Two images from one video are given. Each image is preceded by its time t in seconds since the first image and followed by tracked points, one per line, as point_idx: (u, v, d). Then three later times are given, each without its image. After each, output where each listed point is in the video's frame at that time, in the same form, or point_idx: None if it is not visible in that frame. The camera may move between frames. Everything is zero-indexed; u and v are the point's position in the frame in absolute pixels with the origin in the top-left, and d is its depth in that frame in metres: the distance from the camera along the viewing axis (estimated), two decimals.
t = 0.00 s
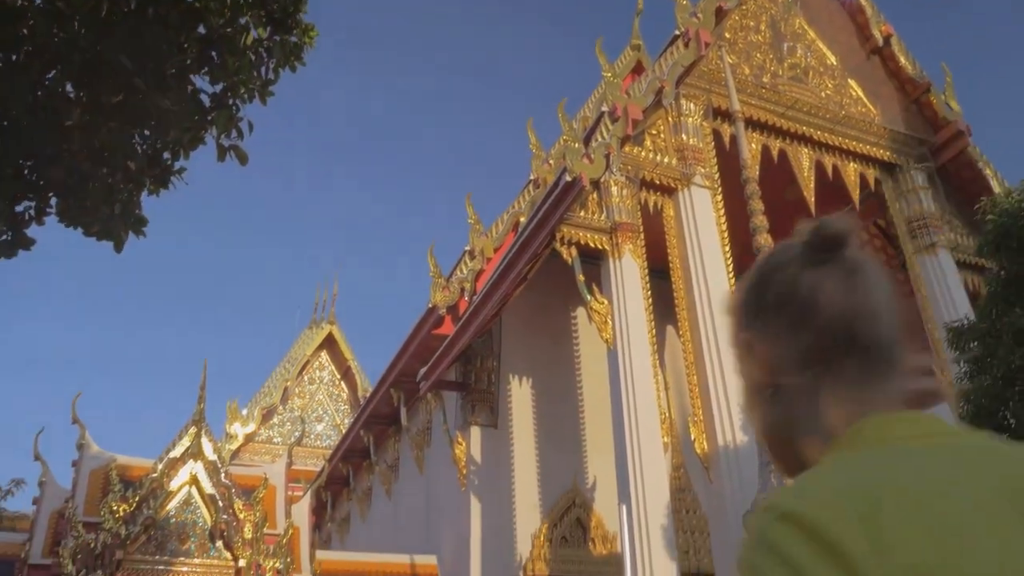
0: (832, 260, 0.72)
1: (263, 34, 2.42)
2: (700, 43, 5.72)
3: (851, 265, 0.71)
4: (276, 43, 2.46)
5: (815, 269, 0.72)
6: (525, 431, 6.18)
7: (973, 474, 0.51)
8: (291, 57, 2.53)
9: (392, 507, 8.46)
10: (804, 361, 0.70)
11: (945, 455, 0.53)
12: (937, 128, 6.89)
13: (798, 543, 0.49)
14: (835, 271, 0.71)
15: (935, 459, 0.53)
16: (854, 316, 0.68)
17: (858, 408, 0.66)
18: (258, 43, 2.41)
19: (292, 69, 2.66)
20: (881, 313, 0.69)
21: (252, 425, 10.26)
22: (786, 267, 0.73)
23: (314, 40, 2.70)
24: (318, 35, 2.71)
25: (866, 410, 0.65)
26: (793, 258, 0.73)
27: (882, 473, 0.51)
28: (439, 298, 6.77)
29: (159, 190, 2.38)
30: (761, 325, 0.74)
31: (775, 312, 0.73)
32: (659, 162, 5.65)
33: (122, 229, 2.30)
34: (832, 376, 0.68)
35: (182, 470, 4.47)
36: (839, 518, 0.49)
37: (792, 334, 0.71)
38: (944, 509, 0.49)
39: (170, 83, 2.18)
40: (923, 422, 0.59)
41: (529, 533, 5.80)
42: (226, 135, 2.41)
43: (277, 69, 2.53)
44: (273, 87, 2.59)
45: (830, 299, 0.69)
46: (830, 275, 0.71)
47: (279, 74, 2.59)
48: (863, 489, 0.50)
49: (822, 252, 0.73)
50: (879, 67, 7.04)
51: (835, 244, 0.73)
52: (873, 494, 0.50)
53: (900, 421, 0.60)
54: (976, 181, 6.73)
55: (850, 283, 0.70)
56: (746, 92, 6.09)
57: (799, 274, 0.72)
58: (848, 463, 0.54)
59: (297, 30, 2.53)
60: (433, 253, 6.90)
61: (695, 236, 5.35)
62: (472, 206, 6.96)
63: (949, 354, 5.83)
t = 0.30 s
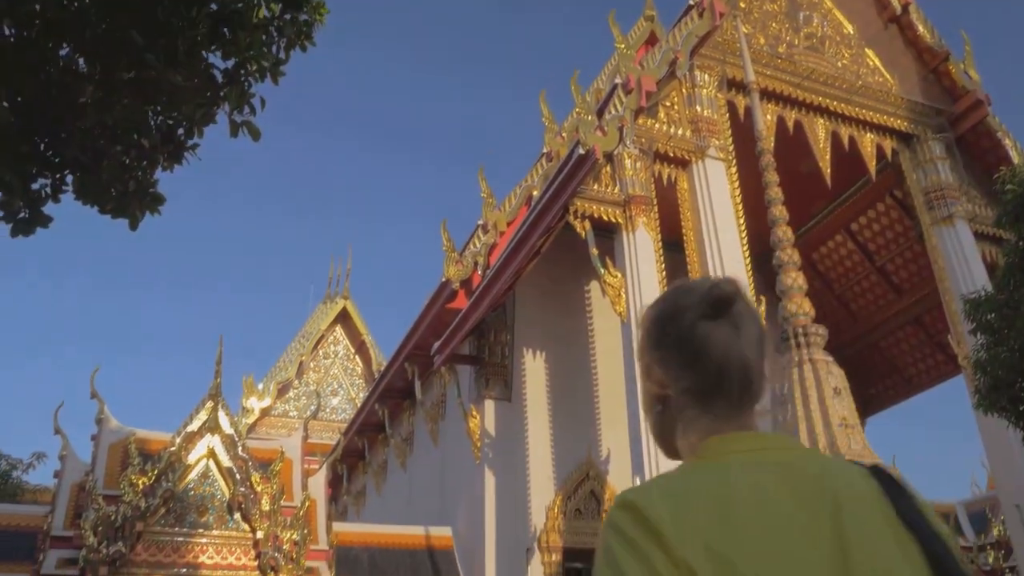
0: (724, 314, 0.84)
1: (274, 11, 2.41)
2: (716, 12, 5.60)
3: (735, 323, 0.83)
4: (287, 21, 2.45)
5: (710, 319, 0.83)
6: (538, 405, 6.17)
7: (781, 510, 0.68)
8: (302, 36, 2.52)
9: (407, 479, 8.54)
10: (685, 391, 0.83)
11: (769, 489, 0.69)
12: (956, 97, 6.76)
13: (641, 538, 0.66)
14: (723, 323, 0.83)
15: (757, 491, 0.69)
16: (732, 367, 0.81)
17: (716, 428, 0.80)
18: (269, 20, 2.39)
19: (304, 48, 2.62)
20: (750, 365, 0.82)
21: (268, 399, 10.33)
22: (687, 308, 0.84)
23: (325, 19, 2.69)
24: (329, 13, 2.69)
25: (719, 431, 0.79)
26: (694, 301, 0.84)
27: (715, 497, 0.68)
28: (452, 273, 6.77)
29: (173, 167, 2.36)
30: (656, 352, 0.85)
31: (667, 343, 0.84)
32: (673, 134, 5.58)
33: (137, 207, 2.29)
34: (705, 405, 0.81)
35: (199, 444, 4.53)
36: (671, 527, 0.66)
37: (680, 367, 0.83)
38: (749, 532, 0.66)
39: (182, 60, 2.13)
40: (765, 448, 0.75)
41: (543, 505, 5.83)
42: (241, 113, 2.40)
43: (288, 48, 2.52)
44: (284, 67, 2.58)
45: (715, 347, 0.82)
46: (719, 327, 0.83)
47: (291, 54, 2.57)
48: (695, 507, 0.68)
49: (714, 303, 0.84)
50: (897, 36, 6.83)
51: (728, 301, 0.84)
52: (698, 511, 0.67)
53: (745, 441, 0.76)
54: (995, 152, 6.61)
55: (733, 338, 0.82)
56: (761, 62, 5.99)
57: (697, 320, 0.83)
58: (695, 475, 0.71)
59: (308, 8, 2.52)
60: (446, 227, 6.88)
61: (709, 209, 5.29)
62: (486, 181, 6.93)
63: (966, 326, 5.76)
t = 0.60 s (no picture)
0: (670, 373, 0.95)
1: None
2: None
3: (679, 379, 0.94)
4: None
5: (656, 377, 0.94)
6: (552, 374, 6.18)
7: (712, 550, 0.80)
8: (313, 7, 2.49)
9: (422, 448, 8.62)
10: (632, 438, 0.94)
11: (705, 528, 0.81)
12: (977, 61, 6.61)
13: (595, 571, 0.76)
14: (669, 380, 0.94)
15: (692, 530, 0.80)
16: (672, 419, 0.93)
17: (659, 471, 0.90)
18: None
19: (316, 19, 2.61)
20: (690, 418, 0.94)
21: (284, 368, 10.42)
22: (638, 366, 0.95)
23: None
24: None
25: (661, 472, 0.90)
26: (642, 361, 0.95)
27: (661, 537, 0.79)
28: (466, 242, 6.76)
29: (187, 135, 2.37)
30: (610, 404, 0.96)
31: (620, 396, 0.95)
32: (688, 101, 5.50)
33: (152, 177, 2.29)
34: (649, 450, 0.92)
35: (217, 413, 4.60)
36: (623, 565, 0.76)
37: (630, 417, 0.94)
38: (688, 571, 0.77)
39: (195, 29, 2.15)
40: (704, 487, 0.86)
41: (558, 474, 5.81)
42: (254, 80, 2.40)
43: (300, 19, 2.50)
44: (296, 38, 2.56)
45: (659, 402, 0.93)
46: (664, 384, 0.94)
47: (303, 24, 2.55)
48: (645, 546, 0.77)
49: (662, 361, 0.95)
50: None
51: (674, 360, 0.96)
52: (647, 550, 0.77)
53: (683, 481, 0.87)
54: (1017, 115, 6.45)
55: (675, 395, 0.93)
56: (778, 27, 5.86)
57: (646, 377, 0.94)
58: (644, 510, 0.81)
59: None
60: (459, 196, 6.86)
61: (724, 176, 5.24)
62: (499, 149, 6.88)
63: (983, 293, 5.70)
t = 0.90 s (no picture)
0: (619, 372, 1.05)
1: None
2: None
3: (627, 378, 1.05)
4: None
5: (607, 376, 1.05)
6: (567, 340, 6.18)
7: (655, 530, 0.92)
8: None
9: (437, 414, 8.70)
10: (588, 430, 1.05)
11: (643, 509, 0.93)
12: (1000, 21, 6.41)
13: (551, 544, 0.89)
14: (618, 379, 1.05)
15: (638, 513, 0.92)
16: (620, 413, 1.03)
17: (610, 459, 1.01)
18: None
19: None
20: (637, 413, 1.04)
21: (300, 336, 10.51)
22: (592, 368, 1.06)
23: None
24: None
25: (614, 459, 1.01)
26: (596, 362, 1.06)
27: (612, 519, 0.90)
28: (480, 209, 6.73)
29: (201, 103, 2.35)
30: (567, 401, 1.07)
31: (576, 394, 1.06)
32: (703, 65, 5.39)
33: (166, 144, 2.28)
34: (601, 439, 1.03)
35: (234, 379, 4.63)
36: (578, 542, 0.88)
37: (584, 411, 1.05)
38: (634, 549, 0.89)
39: None
40: (649, 472, 0.98)
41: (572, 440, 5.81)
42: (266, 47, 2.36)
43: None
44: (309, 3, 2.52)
45: (609, 398, 1.03)
46: (614, 382, 1.04)
47: None
48: (598, 527, 0.89)
49: (613, 362, 1.06)
50: None
51: (623, 362, 1.06)
52: (599, 531, 0.89)
53: (631, 467, 0.99)
54: None
55: (623, 392, 1.04)
56: None
57: (598, 378, 1.05)
58: (597, 493, 0.93)
59: None
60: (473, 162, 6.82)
61: (739, 140, 5.18)
62: (513, 115, 6.81)
63: (1002, 258, 5.61)
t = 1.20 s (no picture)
0: (592, 380, 1.10)
1: None
2: None
3: (598, 385, 1.09)
4: None
5: (580, 384, 1.09)
6: (578, 313, 6.18)
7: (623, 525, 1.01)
8: None
9: (449, 387, 8.75)
10: (564, 433, 1.10)
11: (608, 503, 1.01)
12: None
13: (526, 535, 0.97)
14: (592, 387, 1.09)
15: (607, 508, 1.01)
16: (592, 418, 1.08)
17: (585, 458, 1.07)
18: None
19: None
20: (608, 416, 1.09)
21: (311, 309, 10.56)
22: (566, 376, 1.10)
23: None
24: None
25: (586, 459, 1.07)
26: (569, 371, 1.11)
27: (581, 515, 0.99)
28: (491, 181, 6.71)
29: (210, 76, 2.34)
30: (544, 405, 1.12)
31: (552, 399, 1.11)
32: (716, 35, 5.30)
33: (176, 118, 2.28)
34: (575, 442, 1.09)
35: (246, 353, 4.67)
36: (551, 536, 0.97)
37: (560, 416, 1.10)
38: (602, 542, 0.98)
39: None
40: (617, 469, 1.06)
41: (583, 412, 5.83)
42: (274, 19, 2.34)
43: None
44: None
45: (582, 405, 1.08)
46: (587, 390, 1.09)
47: None
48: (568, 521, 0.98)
49: (586, 370, 1.11)
50: None
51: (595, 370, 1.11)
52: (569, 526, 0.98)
53: (601, 467, 1.06)
54: None
55: (595, 399, 1.08)
56: None
57: (572, 386, 1.09)
58: (568, 490, 1.02)
59: None
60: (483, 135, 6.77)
61: (752, 112, 5.12)
62: (523, 87, 6.75)
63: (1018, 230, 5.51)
